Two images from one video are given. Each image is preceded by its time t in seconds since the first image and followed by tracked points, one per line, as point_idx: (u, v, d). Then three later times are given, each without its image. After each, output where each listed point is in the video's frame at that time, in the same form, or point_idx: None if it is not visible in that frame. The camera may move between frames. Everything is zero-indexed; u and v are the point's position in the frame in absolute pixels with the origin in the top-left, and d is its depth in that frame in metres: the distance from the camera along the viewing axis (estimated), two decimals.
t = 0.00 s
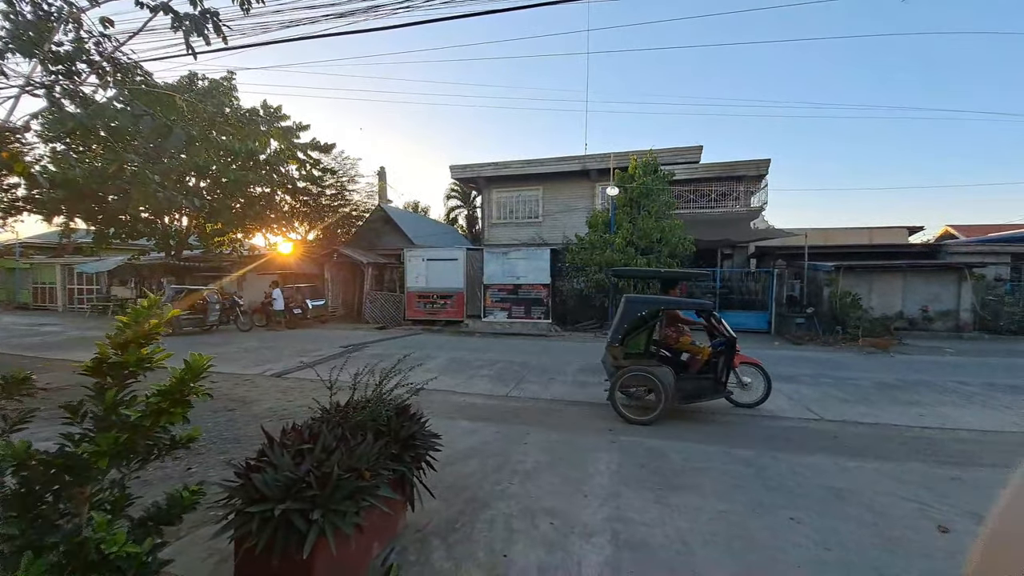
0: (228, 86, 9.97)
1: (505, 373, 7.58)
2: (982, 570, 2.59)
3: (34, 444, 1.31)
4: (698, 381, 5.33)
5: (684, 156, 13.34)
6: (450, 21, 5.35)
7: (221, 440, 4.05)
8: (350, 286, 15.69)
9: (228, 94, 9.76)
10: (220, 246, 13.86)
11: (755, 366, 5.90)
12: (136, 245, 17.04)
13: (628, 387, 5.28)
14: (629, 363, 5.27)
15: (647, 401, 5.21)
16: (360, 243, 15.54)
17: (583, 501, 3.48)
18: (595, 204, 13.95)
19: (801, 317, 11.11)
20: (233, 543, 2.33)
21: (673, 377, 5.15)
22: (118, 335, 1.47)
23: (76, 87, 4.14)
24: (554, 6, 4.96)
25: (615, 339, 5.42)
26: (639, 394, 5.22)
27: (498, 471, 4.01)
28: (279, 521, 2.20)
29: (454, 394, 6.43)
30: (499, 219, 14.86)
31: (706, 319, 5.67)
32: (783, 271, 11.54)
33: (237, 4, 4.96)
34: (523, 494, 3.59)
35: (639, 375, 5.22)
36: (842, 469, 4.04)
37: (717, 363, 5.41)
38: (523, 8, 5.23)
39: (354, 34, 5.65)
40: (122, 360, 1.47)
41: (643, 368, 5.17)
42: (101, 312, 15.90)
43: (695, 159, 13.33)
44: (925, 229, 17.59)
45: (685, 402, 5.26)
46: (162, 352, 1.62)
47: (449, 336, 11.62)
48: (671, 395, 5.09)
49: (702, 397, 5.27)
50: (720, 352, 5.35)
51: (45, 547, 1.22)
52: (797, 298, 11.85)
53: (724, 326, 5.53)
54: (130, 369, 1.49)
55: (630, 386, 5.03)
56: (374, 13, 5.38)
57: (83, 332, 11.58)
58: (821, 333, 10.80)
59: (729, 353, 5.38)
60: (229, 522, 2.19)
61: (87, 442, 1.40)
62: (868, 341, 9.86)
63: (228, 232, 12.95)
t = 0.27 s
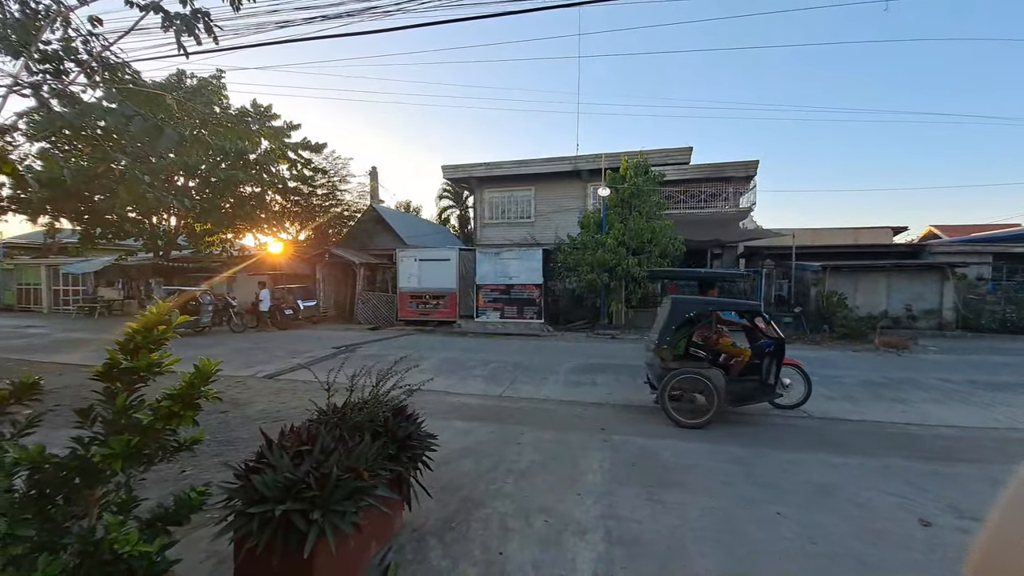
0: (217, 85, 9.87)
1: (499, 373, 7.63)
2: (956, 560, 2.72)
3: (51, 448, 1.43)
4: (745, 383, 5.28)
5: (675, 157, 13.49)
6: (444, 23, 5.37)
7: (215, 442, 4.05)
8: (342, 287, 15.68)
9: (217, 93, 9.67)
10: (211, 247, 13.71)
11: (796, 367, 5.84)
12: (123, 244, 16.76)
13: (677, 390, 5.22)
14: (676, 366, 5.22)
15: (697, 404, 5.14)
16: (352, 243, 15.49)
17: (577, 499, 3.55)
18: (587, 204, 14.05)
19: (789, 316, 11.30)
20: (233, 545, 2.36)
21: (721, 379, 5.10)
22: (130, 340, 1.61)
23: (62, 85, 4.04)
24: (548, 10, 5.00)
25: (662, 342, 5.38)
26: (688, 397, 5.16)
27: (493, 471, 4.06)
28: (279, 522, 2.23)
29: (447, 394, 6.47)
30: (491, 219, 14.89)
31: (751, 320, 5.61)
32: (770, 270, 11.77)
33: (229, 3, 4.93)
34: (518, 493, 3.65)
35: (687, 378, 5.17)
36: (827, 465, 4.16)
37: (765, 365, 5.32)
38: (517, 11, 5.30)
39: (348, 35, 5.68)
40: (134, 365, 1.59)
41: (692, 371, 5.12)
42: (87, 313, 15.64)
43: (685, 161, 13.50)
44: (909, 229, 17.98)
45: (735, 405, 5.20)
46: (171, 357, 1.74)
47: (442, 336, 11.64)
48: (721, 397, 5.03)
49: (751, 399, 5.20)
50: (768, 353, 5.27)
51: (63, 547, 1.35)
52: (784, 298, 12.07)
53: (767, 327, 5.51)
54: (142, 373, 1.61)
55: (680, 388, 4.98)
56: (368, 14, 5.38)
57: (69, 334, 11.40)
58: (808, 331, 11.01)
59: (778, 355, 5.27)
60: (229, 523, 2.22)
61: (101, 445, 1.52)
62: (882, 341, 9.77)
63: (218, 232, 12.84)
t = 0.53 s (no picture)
0: (206, 84, 9.76)
1: (491, 375, 7.63)
2: (941, 556, 2.77)
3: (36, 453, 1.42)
4: (789, 386, 5.23)
5: (665, 159, 13.61)
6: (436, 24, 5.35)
7: (204, 446, 4.00)
8: (334, 288, 15.57)
9: (206, 93, 9.57)
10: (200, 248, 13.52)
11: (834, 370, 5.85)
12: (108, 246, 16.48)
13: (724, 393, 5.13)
14: (724, 369, 5.10)
15: (745, 408, 5.06)
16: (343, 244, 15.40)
17: (569, 499, 3.56)
18: (579, 205, 14.11)
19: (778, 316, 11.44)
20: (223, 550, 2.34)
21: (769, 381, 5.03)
22: (118, 346, 1.60)
23: (46, 84, 3.96)
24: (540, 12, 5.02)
25: (707, 344, 5.24)
26: (737, 401, 5.07)
27: (485, 472, 4.06)
28: (270, 526, 2.22)
29: (440, 395, 6.46)
30: (483, 220, 14.90)
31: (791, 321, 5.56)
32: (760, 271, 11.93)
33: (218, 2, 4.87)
34: (510, 494, 3.66)
35: (736, 381, 5.07)
36: (815, 463, 4.22)
37: (809, 367, 5.29)
38: (509, 14, 5.31)
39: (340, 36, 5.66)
40: (123, 370, 1.58)
41: (741, 374, 5.02)
42: (72, 315, 15.37)
43: (675, 162, 13.62)
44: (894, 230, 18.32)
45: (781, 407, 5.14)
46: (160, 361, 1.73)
47: (434, 337, 11.63)
48: (771, 401, 4.97)
49: (798, 402, 5.15)
50: (814, 355, 5.23)
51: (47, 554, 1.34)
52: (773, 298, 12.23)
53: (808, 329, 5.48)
54: (130, 378, 1.60)
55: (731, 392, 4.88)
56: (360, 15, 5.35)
57: (52, 337, 11.19)
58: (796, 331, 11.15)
59: (824, 357, 5.23)
60: (219, 528, 2.20)
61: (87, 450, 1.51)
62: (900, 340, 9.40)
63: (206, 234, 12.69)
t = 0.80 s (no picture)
0: (200, 81, 9.71)
1: (486, 373, 7.64)
2: (930, 551, 2.80)
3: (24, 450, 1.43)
4: (828, 386, 5.14)
5: (661, 158, 13.65)
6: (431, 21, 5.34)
7: (197, 444, 3.99)
8: (329, 287, 15.58)
9: (200, 90, 9.52)
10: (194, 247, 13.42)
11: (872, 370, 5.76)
12: (100, 244, 16.33)
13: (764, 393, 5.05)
14: (765, 368, 5.03)
15: (786, 408, 4.99)
16: (339, 243, 15.38)
17: (563, 496, 3.58)
18: (575, 204, 14.13)
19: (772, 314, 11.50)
20: (215, 548, 2.34)
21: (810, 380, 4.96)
22: (106, 342, 1.60)
23: (37, 81, 3.92)
24: (536, 10, 5.00)
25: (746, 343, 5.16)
26: (778, 401, 4.99)
27: (479, 470, 4.07)
28: (262, 524, 2.21)
29: (435, 394, 6.46)
30: (479, 219, 14.88)
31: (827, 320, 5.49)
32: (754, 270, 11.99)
33: None
34: (504, 491, 3.67)
35: (777, 381, 5.00)
36: (807, 460, 4.26)
37: (850, 366, 5.19)
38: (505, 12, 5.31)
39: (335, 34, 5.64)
40: (111, 367, 1.57)
41: (782, 373, 4.94)
42: (64, 315, 15.25)
43: (671, 161, 13.67)
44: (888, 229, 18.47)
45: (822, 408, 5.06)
46: (149, 359, 1.72)
47: (430, 335, 11.62)
48: (814, 401, 4.89)
49: (839, 401, 5.06)
50: (854, 354, 5.14)
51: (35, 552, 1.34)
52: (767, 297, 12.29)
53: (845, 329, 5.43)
54: (118, 375, 1.59)
55: (773, 390, 4.81)
56: (354, 11, 5.33)
57: (44, 336, 11.10)
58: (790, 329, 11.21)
59: (864, 356, 5.14)
60: (210, 527, 2.20)
61: (75, 448, 1.50)
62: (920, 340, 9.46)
63: (200, 232, 12.63)
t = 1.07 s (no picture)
0: (195, 79, 9.65)
1: (482, 373, 7.63)
2: (923, 550, 2.82)
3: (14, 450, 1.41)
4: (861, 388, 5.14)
5: (656, 158, 13.70)
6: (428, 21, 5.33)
7: (190, 445, 3.96)
8: (325, 286, 15.49)
9: (195, 88, 9.47)
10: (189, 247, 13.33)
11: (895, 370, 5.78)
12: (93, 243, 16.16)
13: (801, 395, 5.01)
14: (802, 370, 4.97)
15: (823, 410, 4.97)
16: (335, 242, 15.34)
17: (559, 496, 3.58)
18: (571, 204, 14.15)
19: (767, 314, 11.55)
20: (208, 550, 2.32)
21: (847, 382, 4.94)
22: (98, 341, 1.58)
23: (30, 78, 3.87)
24: (533, 10, 5.01)
25: (783, 345, 5.10)
26: (815, 403, 4.97)
27: (475, 470, 4.06)
28: (255, 525, 2.20)
29: (431, 394, 6.45)
30: (476, 219, 14.87)
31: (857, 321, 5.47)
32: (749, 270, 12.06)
33: None
34: (500, 492, 3.67)
35: (814, 383, 4.96)
36: (801, 460, 4.28)
37: (881, 368, 5.22)
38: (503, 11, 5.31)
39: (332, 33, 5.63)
40: (102, 366, 1.56)
41: (819, 375, 4.91)
42: (56, 314, 15.08)
43: (667, 162, 13.72)
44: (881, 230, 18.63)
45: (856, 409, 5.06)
46: (141, 358, 1.71)
47: (426, 335, 11.59)
48: (852, 403, 4.89)
49: (873, 403, 5.08)
50: (887, 356, 5.16)
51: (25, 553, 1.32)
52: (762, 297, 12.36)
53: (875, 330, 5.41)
54: (109, 374, 1.58)
55: (811, 392, 4.77)
56: (351, 10, 5.32)
57: (35, 336, 10.98)
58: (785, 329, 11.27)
59: (897, 358, 5.17)
60: (203, 528, 2.18)
61: (66, 448, 1.49)
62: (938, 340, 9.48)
63: (195, 231, 12.55)
